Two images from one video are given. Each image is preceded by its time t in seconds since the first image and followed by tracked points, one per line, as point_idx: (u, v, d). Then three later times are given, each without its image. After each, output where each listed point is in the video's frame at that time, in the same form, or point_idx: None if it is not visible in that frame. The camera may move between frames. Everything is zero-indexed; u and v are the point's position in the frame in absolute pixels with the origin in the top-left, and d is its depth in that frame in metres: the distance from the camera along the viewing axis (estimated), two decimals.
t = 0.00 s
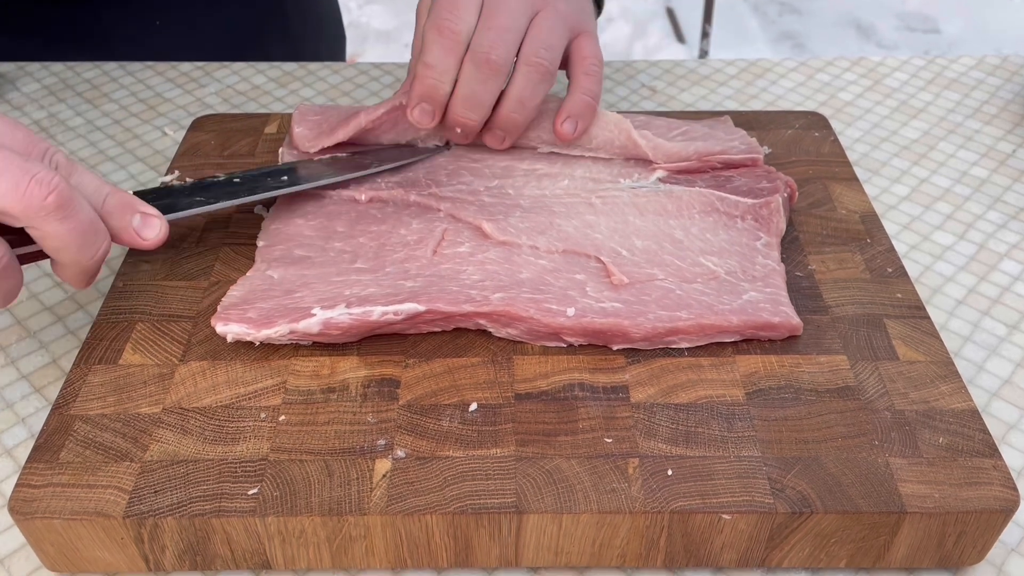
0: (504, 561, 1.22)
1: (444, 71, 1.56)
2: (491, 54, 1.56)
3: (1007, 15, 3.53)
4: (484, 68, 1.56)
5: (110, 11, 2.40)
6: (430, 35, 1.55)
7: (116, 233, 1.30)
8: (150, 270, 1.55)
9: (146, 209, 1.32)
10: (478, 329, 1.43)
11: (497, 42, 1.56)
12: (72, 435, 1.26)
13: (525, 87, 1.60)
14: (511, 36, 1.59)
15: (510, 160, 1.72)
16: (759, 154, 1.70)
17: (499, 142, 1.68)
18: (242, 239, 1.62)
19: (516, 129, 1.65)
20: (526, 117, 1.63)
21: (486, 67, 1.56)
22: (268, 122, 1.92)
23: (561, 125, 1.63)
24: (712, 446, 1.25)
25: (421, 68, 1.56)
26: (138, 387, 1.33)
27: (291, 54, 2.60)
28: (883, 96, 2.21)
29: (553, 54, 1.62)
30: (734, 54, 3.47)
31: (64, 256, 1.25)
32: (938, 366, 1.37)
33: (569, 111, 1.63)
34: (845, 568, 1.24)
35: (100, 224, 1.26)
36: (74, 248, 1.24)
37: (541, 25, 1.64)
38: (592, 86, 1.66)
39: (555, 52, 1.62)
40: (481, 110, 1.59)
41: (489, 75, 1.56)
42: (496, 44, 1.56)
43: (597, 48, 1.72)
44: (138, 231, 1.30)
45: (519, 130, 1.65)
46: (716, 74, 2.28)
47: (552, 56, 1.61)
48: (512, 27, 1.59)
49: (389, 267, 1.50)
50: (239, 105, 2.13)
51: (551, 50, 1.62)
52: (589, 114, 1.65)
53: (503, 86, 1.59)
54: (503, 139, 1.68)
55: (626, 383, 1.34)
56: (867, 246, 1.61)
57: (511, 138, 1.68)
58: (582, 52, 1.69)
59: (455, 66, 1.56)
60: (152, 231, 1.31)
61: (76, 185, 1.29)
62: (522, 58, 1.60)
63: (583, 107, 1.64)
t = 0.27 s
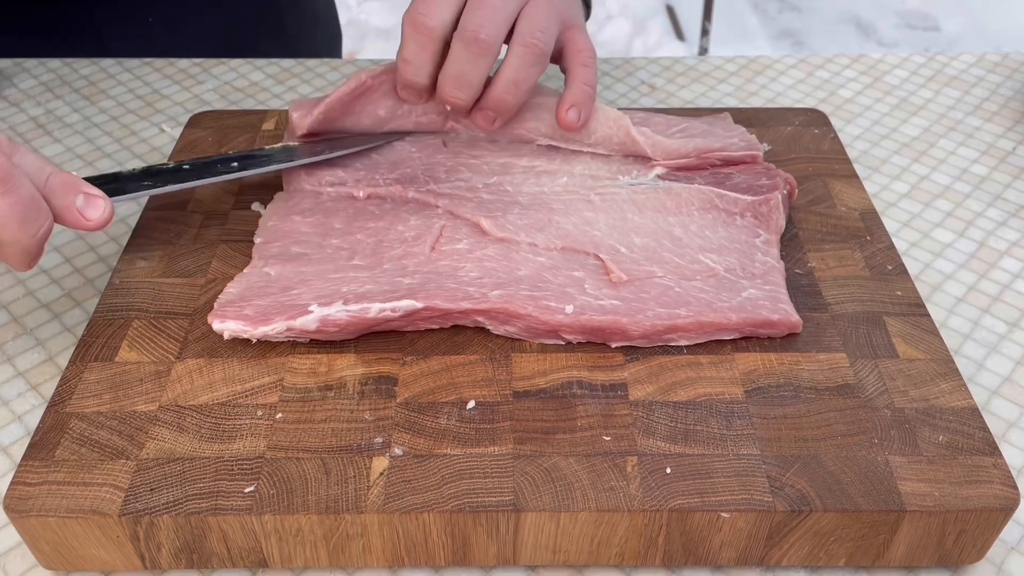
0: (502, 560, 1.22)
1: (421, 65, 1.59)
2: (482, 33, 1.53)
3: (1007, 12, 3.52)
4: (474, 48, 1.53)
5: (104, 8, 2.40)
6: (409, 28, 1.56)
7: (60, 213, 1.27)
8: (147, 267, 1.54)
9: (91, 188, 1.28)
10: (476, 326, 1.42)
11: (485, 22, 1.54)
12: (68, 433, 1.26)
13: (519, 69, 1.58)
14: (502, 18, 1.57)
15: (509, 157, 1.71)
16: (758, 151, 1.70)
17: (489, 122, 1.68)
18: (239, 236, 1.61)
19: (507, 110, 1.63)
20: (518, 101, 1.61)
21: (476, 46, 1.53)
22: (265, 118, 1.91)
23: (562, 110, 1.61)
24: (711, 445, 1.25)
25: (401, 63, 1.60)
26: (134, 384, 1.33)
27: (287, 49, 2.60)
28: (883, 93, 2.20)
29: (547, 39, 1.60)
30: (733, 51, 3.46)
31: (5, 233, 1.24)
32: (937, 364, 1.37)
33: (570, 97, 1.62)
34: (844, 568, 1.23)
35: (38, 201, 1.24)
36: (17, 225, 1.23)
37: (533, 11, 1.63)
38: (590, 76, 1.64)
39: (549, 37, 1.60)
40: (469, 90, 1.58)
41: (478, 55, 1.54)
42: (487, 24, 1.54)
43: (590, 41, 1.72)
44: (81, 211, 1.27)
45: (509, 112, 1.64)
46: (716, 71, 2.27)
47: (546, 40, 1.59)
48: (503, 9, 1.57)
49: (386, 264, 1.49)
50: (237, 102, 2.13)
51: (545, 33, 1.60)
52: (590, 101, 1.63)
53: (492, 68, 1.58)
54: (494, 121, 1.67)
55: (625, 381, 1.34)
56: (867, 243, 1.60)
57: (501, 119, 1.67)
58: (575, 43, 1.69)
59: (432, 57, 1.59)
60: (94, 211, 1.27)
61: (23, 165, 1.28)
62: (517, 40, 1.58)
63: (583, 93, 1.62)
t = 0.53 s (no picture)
0: (501, 559, 1.22)
1: (406, 47, 1.59)
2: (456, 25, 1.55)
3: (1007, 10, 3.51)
4: (449, 38, 1.55)
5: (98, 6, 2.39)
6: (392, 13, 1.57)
7: (120, 205, 1.32)
8: (146, 266, 1.54)
9: (151, 182, 1.33)
10: (475, 325, 1.42)
11: (462, 13, 1.56)
12: (67, 432, 1.25)
13: (489, 62, 1.59)
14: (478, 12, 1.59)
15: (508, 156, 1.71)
16: (757, 150, 1.70)
17: (462, 121, 1.66)
18: (239, 235, 1.61)
19: (482, 107, 1.63)
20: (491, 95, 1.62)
21: (449, 36, 1.55)
22: (264, 117, 1.91)
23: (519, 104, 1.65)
24: (710, 444, 1.25)
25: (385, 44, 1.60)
26: (133, 384, 1.33)
27: (281, 47, 2.61)
28: (882, 92, 2.20)
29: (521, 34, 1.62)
30: (733, 49, 3.45)
31: (65, 227, 1.27)
32: (936, 363, 1.37)
33: (526, 90, 1.65)
34: (842, 567, 1.23)
35: (102, 196, 1.28)
36: (74, 218, 1.26)
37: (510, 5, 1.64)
38: (552, 69, 1.66)
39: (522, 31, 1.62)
40: (443, 81, 1.57)
41: (453, 45, 1.56)
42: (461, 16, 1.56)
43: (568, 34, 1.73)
44: (142, 205, 1.32)
45: (483, 107, 1.63)
46: (716, 69, 2.27)
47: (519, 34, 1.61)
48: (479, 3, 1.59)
49: (386, 263, 1.49)
50: (236, 100, 2.12)
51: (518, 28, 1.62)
52: (547, 96, 1.66)
53: (468, 60, 1.59)
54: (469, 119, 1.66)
55: (624, 380, 1.34)
56: (866, 242, 1.60)
57: (475, 116, 1.66)
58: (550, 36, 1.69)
59: (417, 42, 1.59)
60: (155, 205, 1.32)
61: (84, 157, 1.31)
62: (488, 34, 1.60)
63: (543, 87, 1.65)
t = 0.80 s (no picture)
0: (501, 557, 1.23)
1: (398, 77, 1.58)
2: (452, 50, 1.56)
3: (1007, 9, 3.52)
4: (445, 64, 1.57)
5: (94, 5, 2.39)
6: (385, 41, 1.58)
7: (49, 186, 1.34)
8: (148, 265, 1.54)
9: (82, 165, 1.35)
10: (475, 325, 1.43)
11: (456, 38, 1.57)
12: (69, 431, 1.26)
13: (487, 79, 1.61)
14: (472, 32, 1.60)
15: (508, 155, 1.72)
16: (756, 150, 1.70)
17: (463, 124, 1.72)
18: (240, 234, 1.61)
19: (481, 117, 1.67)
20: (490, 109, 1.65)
21: (446, 63, 1.57)
22: (265, 117, 1.91)
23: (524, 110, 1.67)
24: (709, 443, 1.25)
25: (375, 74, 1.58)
26: (135, 382, 1.34)
27: (276, 48, 2.61)
28: (881, 92, 2.21)
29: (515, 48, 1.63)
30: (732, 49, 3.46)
31: None
32: (933, 362, 1.38)
33: (534, 98, 1.66)
34: (840, 564, 1.24)
35: (29, 171, 1.31)
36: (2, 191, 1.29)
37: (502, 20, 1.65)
38: (557, 78, 1.69)
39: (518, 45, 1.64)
40: (441, 105, 1.61)
41: (450, 71, 1.57)
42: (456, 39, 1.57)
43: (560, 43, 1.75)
44: (71, 185, 1.34)
45: (482, 118, 1.67)
46: (715, 69, 2.27)
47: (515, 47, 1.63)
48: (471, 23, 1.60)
49: (386, 262, 1.50)
50: (236, 100, 2.13)
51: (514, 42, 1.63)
52: (551, 104, 1.68)
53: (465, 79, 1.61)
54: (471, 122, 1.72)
55: (623, 379, 1.34)
56: (864, 242, 1.61)
57: (475, 121, 1.71)
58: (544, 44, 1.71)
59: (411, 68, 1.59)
60: (85, 185, 1.34)
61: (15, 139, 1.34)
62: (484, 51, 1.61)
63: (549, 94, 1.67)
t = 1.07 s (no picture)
0: (502, 553, 1.23)
1: (356, 57, 1.60)
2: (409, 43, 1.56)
3: (1006, 8, 3.52)
4: (402, 57, 1.56)
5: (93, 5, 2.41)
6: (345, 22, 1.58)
7: (51, 180, 1.34)
8: (150, 263, 1.55)
9: (85, 159, 1.35)
10: (476, 322, 1.44)
11: (416, 34, 1.56)
12: (71, 427, 1.27)
13: (442, 76, 1.60)
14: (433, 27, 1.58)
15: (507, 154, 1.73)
16: (755, 149, 1.71)
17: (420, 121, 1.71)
18: (241, 232, 1.62)
19: (435, 114, 1.66)
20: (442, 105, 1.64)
21: (401, 55, 1.56)
22: (266, 115, 1.92)
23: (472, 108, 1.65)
24: (709, 439, 1.26)
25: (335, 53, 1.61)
26: (137, 379, 1.34)
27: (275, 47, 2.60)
28: (879, 91, 2.22)
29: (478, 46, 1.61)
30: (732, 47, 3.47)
31: None
32: (932, 359, 1.38)
33: (482, 97, 1.64)
34: (839, 560, 1.25)
35: (32, 164, 1.31)
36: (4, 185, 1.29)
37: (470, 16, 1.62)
38: (509, 77, 1.65)
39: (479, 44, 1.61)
40: (395, 97, 1.61)
41: (406, 64, 1.57)
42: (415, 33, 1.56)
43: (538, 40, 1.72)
44: (73, 178, 1.33)
45: (436, 114, 1.66)
46: (714, 68, 2.28)
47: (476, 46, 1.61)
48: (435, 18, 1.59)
49: (387, 260, 1.50)
50: (237, 98, 2.13)
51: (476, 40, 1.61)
52: (502, 103, 1.65)
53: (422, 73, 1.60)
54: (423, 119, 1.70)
55: (623, 376, 1.35)
56: (863, 240, 1.62)
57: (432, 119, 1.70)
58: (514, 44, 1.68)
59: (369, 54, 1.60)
60: (87, 178, 1.33)
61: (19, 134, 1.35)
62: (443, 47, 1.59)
63: (499, 94, 1.64)
